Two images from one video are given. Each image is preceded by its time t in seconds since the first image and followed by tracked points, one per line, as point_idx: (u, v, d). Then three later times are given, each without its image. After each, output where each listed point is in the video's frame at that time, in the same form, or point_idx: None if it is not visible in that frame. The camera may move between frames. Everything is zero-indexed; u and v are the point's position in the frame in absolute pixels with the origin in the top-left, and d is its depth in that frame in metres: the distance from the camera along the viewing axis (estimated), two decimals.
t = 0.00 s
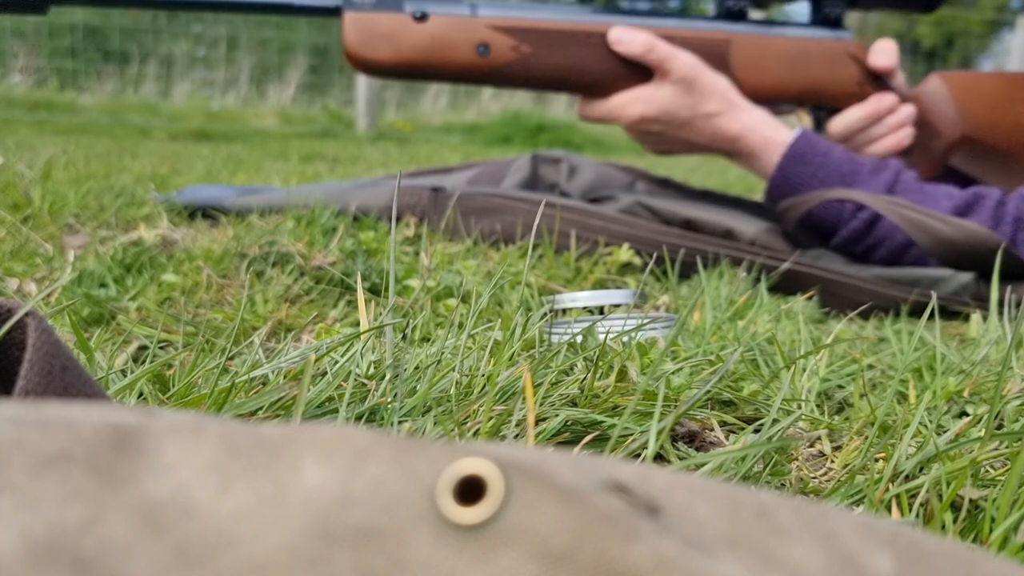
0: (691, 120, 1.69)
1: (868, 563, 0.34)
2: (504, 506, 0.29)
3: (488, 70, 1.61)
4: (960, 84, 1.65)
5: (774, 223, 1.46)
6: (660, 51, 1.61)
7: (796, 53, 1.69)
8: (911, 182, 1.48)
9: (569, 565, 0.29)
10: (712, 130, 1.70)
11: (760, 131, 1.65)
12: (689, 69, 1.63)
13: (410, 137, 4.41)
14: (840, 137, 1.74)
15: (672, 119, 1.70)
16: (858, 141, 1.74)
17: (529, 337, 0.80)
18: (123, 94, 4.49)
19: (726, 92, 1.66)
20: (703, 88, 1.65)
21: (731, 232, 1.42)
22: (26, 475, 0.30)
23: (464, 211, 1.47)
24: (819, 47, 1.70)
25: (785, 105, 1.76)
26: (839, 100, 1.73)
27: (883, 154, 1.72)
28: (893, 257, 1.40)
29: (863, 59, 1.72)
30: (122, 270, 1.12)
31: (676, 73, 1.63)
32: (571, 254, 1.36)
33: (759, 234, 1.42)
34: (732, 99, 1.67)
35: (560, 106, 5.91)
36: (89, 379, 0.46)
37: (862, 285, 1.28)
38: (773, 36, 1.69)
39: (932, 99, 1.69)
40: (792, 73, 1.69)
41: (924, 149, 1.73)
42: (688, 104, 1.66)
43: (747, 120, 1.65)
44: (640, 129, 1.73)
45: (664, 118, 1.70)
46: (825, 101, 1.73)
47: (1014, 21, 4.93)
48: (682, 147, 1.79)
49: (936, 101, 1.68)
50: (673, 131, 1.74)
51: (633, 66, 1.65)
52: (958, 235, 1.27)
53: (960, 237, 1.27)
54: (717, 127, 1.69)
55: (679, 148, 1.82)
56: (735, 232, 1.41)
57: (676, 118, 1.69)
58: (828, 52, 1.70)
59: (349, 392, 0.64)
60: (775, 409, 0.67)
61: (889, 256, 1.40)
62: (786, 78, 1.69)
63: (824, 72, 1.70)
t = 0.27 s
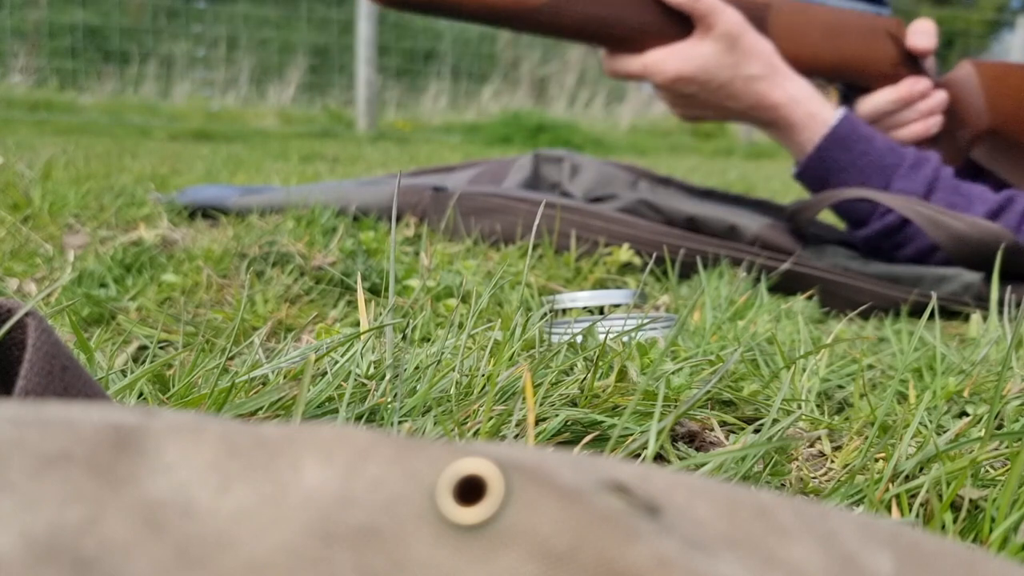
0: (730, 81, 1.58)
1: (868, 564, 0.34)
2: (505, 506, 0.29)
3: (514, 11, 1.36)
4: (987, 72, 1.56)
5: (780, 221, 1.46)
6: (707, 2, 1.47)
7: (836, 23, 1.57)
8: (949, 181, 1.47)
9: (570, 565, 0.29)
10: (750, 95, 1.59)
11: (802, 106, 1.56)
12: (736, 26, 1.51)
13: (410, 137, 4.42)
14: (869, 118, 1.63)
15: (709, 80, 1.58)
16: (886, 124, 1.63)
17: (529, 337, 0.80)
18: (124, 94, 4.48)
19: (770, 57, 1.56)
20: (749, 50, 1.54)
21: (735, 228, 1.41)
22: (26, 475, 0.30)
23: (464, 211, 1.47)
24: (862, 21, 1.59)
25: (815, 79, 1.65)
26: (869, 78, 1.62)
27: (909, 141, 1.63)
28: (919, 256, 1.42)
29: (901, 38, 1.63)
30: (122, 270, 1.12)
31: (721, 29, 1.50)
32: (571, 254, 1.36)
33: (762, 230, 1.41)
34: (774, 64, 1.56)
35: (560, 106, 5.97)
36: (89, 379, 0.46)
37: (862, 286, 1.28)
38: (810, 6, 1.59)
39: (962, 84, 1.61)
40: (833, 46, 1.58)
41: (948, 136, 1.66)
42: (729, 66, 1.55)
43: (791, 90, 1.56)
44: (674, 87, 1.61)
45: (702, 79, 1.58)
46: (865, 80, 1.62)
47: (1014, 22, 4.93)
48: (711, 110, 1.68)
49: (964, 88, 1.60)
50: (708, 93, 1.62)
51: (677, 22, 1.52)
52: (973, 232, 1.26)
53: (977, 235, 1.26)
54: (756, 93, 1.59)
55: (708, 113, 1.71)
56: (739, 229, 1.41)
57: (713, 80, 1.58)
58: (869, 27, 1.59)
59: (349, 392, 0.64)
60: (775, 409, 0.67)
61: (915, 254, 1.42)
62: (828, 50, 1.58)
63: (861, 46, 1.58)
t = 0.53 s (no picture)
0: (734, 104, 1.56)
1: (869, 563, 0.34)
2: (505, 507, 0.29)
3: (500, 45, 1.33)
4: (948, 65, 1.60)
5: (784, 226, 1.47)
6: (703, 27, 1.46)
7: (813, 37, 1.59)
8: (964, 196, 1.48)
9: (570, 565, 0.29)
10: (756, 117, 1.57)
11: (812, 122, 1.55)
12: (733, 48, 1.50)
13: (410, 137, 4.42)
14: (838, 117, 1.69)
15: (712, 104, 1.56)
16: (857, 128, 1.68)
17: (529, 337, 0.80)
18: (124, 94, 4.48)
19: (770, 74, 1.54)
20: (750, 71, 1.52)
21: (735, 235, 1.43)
22: (26, 475, 0.30)
23: (464, 211, 1.47)
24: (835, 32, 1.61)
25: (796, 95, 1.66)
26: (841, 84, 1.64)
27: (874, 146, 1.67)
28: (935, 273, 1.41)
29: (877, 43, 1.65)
30: (122, 270, 1.12)
31: (719, 54, 1.49)
32: (570, 254, 1.36)
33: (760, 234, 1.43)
34: (776, 82, 1.55)
35: (560, 105, 5.97)
36: (88, 379, 0.46)
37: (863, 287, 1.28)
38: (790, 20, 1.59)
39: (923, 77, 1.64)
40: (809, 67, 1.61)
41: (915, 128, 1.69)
42: (732, 87, 1.53)
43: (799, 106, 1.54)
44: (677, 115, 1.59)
45: (705, 104, 1.56)
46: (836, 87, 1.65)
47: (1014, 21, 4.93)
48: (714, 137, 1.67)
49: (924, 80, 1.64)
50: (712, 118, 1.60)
51: (673, 45, 1.50)
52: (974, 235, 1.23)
53: (978, 238, 1.23)
54: (762, 115, 1.57)
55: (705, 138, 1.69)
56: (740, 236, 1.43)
57: (717, 103, 1.56)
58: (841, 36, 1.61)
59: (349, 392, 0.64)
60: (775, 409, 0.67)
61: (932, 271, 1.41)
62: (807, 65, 1.60)
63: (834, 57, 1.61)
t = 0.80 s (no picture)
0: (731, 82, 1.56)
1: (869, 564, 0.34)
2: (504, 507, 0.29)
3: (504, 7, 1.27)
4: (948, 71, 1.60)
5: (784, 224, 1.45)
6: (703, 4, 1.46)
7: (810, 25, 1.60)
8: (957, 175, 1.46)
9: (570, 565, 0.29)
10: (753, 92, 1.57)
11: (809, 97, 1.56)
12: (734, 24, 1.50)
13: (410, 137, 4.42)
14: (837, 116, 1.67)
15: (712, 80, 1.56)
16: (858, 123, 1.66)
17: (529, 337, 0.80)
18: (123, 94, 4.49)
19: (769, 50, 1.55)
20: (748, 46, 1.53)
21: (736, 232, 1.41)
22: (26, 475, 0.30)
23: (464, 211, 1.47)
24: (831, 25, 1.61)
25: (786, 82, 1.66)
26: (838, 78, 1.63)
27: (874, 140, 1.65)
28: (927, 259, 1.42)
29: (869, 39, 1.65)
30: (122, 270, 1.12)
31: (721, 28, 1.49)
32: (570, 254, 1.36)
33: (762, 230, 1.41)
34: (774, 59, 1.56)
35: (560, 105, 5.97)
36: (89, 379, 0.46)
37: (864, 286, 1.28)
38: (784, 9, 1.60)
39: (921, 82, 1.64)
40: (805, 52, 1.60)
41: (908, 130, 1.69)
42: (731, 63, 1.52)
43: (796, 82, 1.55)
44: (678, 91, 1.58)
45: (706, 80, 1.56)
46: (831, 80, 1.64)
47: (1014, 22, 4.92)
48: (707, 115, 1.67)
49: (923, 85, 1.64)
50: (711, 94, 1.60)
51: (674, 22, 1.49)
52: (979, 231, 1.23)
53: (983, 236, 1.23)
54: (760, 90, 1.57)
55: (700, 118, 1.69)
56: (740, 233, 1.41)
57: (717, 79, 1.56)
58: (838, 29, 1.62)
59: (349, 392, 0.64)
60: (775, 409, 0.67)
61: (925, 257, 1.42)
62: (803, 53, 1.60)
63: (832, 47, 1.61)
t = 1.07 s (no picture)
0: (708, 43, 1.59)
1: (869, 564, 0.34)
2: (504, 507, 0.29)
3: None
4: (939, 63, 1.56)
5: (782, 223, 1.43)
6: None
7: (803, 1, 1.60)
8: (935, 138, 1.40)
9: (570, 565, 0.29)
10: (730, 54, 1.59)
11: (782, 59, 1.54)
12: None
13: (410, 137, 4.42)
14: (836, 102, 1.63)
15: (689, 40, 1.59)
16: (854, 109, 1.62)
17: (529, 337, 0.80)
18: (123, 94, 4.48)
19: (750, 15, 1.57)
20: (725, 8, 1.55)
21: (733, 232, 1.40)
22: (26, 474, 0.30)
23: (464, 211, 1.47)
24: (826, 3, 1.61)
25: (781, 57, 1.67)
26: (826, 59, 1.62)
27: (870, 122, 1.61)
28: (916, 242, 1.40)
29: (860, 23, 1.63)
30: (122, 270, 1.12)
31: None
32: (570, 254, 1.36)
33: (759, 230, 1.39)
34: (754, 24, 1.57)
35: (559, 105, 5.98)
36: (89, 379, 0.46)
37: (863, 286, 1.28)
38: None
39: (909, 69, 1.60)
40: (792, 25, 1.60)
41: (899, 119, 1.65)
42: (706, 23, 1.55)
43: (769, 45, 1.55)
44: (657, 51, 1.62)
45: (683, 38, 1.59)
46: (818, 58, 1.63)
47: (1014, 22, 4.92)
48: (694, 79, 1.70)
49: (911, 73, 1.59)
50: (689, 56, 1.63)
51: None
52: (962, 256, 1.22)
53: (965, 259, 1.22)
54: (735, 52, 1.59)
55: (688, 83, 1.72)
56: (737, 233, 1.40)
57: (695, 39, 1.59)
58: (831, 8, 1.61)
59: (349, 392, 0.64)
60: (775, 409, 0.67)
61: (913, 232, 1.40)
62: (792, 24, 1.60)
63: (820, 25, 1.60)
